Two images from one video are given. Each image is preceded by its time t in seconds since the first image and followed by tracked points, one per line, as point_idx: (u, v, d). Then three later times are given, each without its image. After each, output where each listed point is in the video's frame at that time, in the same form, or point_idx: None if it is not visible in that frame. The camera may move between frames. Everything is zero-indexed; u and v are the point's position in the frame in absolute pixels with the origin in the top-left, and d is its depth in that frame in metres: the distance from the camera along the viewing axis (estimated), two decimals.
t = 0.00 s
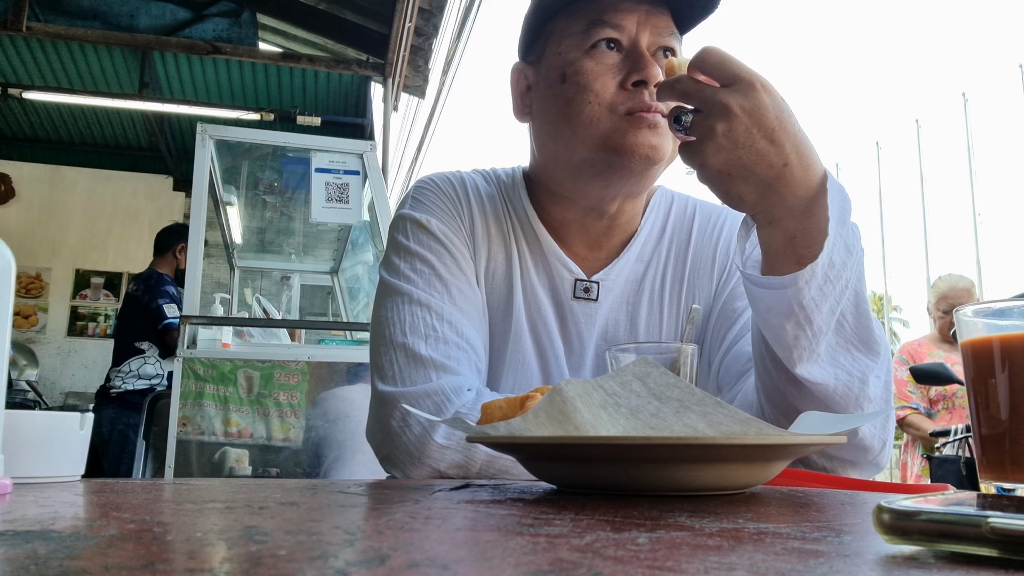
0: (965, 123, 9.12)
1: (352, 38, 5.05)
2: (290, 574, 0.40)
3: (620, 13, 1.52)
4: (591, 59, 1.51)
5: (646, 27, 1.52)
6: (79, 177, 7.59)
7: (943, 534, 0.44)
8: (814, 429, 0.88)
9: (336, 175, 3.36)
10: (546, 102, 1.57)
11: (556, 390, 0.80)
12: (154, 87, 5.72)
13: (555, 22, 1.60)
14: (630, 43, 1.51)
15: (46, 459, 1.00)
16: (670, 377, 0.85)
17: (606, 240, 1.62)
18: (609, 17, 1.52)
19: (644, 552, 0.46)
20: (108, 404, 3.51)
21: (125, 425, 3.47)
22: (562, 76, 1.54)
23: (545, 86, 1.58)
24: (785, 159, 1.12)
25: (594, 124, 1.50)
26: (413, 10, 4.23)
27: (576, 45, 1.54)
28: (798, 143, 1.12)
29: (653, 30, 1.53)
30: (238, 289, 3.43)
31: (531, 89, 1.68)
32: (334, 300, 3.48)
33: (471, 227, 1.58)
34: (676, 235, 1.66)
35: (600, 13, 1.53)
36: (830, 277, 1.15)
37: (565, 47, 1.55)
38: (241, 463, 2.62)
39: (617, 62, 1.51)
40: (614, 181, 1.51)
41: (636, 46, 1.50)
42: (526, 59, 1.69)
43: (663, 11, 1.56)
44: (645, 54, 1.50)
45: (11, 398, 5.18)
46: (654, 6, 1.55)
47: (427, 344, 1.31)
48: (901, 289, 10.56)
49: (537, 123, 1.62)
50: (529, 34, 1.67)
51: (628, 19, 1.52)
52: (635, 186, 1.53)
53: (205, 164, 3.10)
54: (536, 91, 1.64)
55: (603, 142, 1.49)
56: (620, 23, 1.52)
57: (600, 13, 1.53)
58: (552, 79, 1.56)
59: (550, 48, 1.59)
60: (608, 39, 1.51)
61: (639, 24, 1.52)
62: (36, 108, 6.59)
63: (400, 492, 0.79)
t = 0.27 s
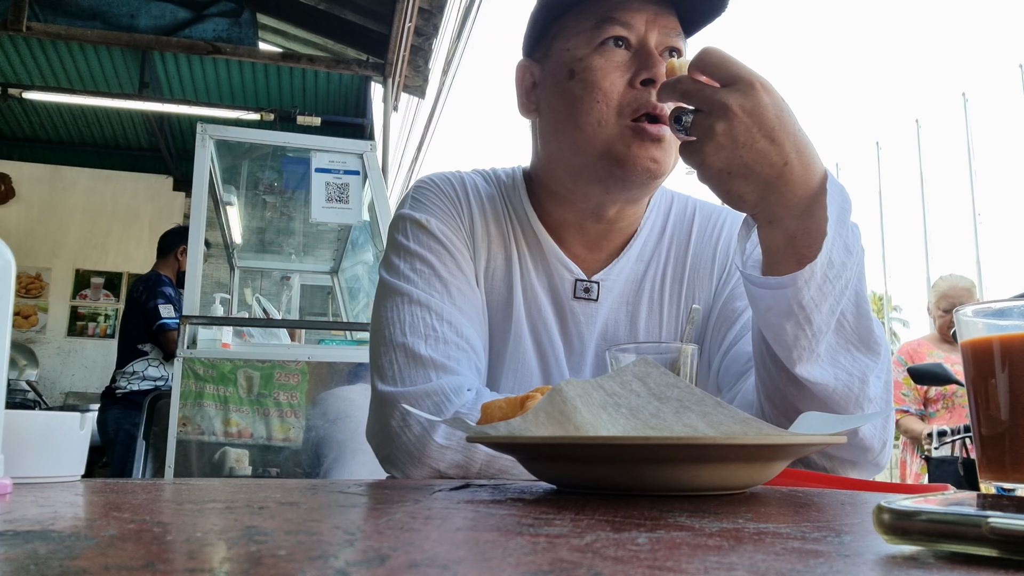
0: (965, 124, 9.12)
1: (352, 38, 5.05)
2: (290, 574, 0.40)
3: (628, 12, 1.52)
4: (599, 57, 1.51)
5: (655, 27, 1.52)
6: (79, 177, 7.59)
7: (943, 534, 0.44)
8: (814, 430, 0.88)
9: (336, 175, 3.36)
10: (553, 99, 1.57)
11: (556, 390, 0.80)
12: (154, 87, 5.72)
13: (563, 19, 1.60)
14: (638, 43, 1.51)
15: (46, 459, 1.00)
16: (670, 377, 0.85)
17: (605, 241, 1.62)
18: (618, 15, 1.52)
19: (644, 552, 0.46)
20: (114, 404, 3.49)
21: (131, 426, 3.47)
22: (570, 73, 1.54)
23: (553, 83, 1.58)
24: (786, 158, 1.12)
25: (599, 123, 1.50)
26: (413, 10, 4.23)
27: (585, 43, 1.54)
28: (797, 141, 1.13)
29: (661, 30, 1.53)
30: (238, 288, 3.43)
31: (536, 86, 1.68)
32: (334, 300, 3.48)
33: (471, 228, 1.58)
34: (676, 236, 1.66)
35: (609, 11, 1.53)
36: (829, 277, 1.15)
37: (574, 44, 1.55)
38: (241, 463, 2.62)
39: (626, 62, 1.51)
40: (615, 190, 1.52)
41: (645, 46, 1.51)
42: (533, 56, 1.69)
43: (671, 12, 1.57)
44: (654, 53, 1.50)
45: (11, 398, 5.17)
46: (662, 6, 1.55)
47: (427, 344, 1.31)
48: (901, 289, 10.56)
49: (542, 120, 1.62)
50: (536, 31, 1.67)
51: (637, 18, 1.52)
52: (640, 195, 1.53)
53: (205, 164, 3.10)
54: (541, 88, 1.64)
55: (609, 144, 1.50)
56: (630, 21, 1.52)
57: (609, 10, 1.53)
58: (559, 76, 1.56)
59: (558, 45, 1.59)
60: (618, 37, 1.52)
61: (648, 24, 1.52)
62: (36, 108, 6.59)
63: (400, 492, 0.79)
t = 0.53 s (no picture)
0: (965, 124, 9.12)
1: (352, 38, 5.05)
2: (290, 574, 0.40)
3: (652, 14, 1.51)
4: (621, 54, 1.50)
5: (675, 32, 1.52)
6: (79, 177, 7.59)
7: (943, 534, 0.44)
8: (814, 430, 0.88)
9: (336, 175, 3.36)
10: (570, 93, 1.56)
11: (556, 390, 0.80)
12: (154, 87, 5.72)
13: (585, 15, 1.59)
14: (659, 45, 1.51)
15: (46, 459, 1.00)
16: (670, 377, 0.85)
17: (610, 240, 1.62)
18: (641, 16, 1.51)
19: (644, 552, 0.46)
20: (117, 404, 3.48)
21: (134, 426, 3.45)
22: (591, 67, 1.53)
23: (570, 77, 1.57)
24: (787, 154, 1.12)
25: (616, 119, 1.49)
26: (413, 10, 4.22)
27: (607, 39, 1.53)
28: (800, 139, 1.12)
29: (682, 36, 1.53)
30: (238, 288, 3.42)
31: (552, 80, 1.67)
32: (334, 300, 3.48)
33: (472, 228, 1.58)
34: (678, 236, 1.66)
35: (633, 11, 1.52)
36: (832, 275, 1.15)
37: (595, 40, 1.54)
38: (241, 463, 2.62)
39: (647, 62, 1.50)
40: (627, 179, 1.51)
41: (665, 49, 1.50)
42: (549, 49, 1.68)
43: (691, 20, 1.56)
44: (674, 57, 1.50)
45: (12, 398, 5.17)
46: (684, 13, 1.55)
47: (427, 344, 1.31)
48: (901, 289, 10.55)
49: (555, 115, 1.61)
50: (555, 25, 1.66)
51: (660, 21, 1.51)
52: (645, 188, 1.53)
53: (205, 164, 3.10)
54: (557, 81, 1.63)
55: (622, 138, 1.49)
56: (653, 23, 1.51)
57: (633, 10, 1.52)
58: (579, 69, 1.55)
59: (579, 40, 1.58)
60: (640, 37, 1.51)
61: (669, 28, 1.52)
62: (36, 108, 6.59)
63: (400, 492, 0.79)
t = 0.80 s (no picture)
0: (965, 123, 9.12)
1: (352, 37, 5.05)
2: (290, 574, 0.40)
3: (662, 14, 1.51)
4: (630, 55, 1.51)
5: (685, 33, 1.52)
6: (79, 176, 7.59)
7: (944, 535, 0.44)
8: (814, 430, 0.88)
9: (336, 175, 3.37)
10: (579, 92, 1.57)
11: (555, 390, 0.80)
12: (154, 87, 5.73)
13: (596, 14, 1.58)
14: (668, 46, 1.51)
15: (46, 459, 1.00)
16: (670, 377, 0.85)
17: (615, 239, 1.62)
18: (652, 15, 1.51)
19: (644, 553, 0.46)
20: (117, 403, 3.48)
21: (134, 425, 3.45)
22: (600, 67, 1.53)
23: (581, 75, 1.56)
24: (789, 150, 1.12)
25: (627, 118, 1.50)
26: (413, 10, 4.22)
27: (618, 39, 1.53)
28: (799, 135, 1.12)
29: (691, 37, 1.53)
30: (238, 288, 3.42)
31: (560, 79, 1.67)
32: (334, 300, 3.48)
33: (476, 228, 1.58)
34: (682, 238, 1.66)
35: (643, 10, 1.52)
36: (832, 272, 1.15)
37: (606, 39, 1.54)
38: (241, 463, 2.62)
39: (656, 62, 1.50)
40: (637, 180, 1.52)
41: (674, 49, 1.50)
42: (558, 48, 1.68)
43: (700, 22, 1.57)
44: (683, 58, 1.50)
45: (11, 398, 5.17)
46: (693, 14, 1.55)
47: (430, 344, 1.30)
48: (901, 289, 10.55)
49: (563, 114, 1.61)
50: (564, 24, 1.66)
51: (669, 21, 1.51)
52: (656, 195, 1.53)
53: (205, 164, 3.10)
54: (567, 80, 1.63)
55: (632, 141, 1.49)
56: (662, 23, 1.51)
57: (644, 10, 1.52)
58: (589, 69, 1.55)
59: (589, 40, 1.58)
60: (650, 37, 1.51)
61: (679, 28, 1.52)
62: (36, 108, 6.60)
63: (400, 492, 0.79)
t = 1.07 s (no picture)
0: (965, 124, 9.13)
1: (352, 37, 5.05)
2: (290, 574, 0.40)
3: (653, 12, 1.51)
4: (620, 53, 1.51)
5: (677, 31, 1.52)
6: (79, 176, 7.59)
7: (943, 535, 0.44)
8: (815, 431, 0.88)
9: (336, 175, 3.37)
10: (571, 93, 1.57)
11: (556, 390, 0.80)
12: (154, 87, 5.73)
13: (586, 15, 1.59)
14: (660, 43, 1.50)
15: (46, 460, 1.00)
16: (670, 377, 0.85)
17: (614, 239, 1.62)
18: (642, 14, 1.51)
19: (644, 552, 0.46)
20: (117, 404, 3.48)
21: (133, 424, 3.45)
22: (590, 67, 1.53)
23: (572, 77, 1.57)
24: (788, 151, 1.12)
25: (616, 116, 1.50)
26: (412, 10, 4.23)
27: (608, 38, 1.53)
28: (799, 136, 1.13)
29: (683, 35, 1.53)
30: (238, 288, 3.42)
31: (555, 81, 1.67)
32: (334, 300, 3.48)
33: (475, 228, 1.58)
34: (681, 238, 1.66)
35: (634, 9, 1.52)
36: (832, 271, 1.15)
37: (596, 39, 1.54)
38: (241, 463, 2.62)
39: (647, 60, 1.50)
40: (631, 177, 1.51)
41: (666, 47, 1.50)
42: (552, 50, 1.69)
43: (694, 19, 1.56)
44: (675, 56, 1.50)
45: (11, 399, 5.17)
46: (686, 11, 1.55)
47: (430, 345, 1.30)
48: (901, 289, 10.55)
49: (558, 115, 1.62)
50: (558, 25, 1.66)
51: (660, 19, 1.51)
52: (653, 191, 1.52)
53: (205, 164, 3.10)
54: (560, 82, 1.63)
55: (622, 138, 1.49)
56: (653, 22, 1.50)
57: (634, 9, 1.52)
58: (579, 69, 1.55)
59: (581, 40, 1.58)
60: (641, 35, 1.50)
61: (671, 26, 1.51)
62: (36, 108, 6.60)
63: (400, 492, 0.78)
